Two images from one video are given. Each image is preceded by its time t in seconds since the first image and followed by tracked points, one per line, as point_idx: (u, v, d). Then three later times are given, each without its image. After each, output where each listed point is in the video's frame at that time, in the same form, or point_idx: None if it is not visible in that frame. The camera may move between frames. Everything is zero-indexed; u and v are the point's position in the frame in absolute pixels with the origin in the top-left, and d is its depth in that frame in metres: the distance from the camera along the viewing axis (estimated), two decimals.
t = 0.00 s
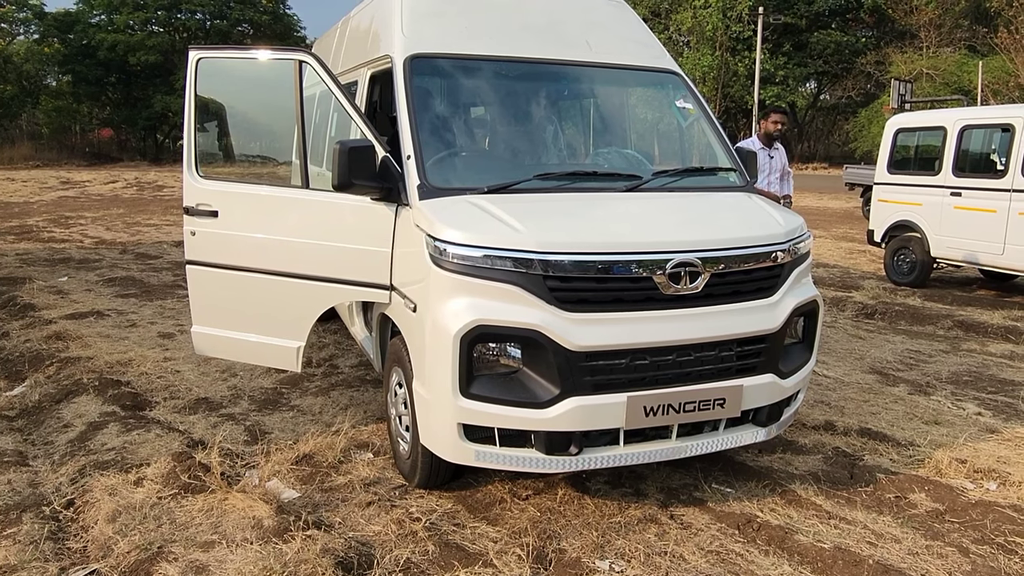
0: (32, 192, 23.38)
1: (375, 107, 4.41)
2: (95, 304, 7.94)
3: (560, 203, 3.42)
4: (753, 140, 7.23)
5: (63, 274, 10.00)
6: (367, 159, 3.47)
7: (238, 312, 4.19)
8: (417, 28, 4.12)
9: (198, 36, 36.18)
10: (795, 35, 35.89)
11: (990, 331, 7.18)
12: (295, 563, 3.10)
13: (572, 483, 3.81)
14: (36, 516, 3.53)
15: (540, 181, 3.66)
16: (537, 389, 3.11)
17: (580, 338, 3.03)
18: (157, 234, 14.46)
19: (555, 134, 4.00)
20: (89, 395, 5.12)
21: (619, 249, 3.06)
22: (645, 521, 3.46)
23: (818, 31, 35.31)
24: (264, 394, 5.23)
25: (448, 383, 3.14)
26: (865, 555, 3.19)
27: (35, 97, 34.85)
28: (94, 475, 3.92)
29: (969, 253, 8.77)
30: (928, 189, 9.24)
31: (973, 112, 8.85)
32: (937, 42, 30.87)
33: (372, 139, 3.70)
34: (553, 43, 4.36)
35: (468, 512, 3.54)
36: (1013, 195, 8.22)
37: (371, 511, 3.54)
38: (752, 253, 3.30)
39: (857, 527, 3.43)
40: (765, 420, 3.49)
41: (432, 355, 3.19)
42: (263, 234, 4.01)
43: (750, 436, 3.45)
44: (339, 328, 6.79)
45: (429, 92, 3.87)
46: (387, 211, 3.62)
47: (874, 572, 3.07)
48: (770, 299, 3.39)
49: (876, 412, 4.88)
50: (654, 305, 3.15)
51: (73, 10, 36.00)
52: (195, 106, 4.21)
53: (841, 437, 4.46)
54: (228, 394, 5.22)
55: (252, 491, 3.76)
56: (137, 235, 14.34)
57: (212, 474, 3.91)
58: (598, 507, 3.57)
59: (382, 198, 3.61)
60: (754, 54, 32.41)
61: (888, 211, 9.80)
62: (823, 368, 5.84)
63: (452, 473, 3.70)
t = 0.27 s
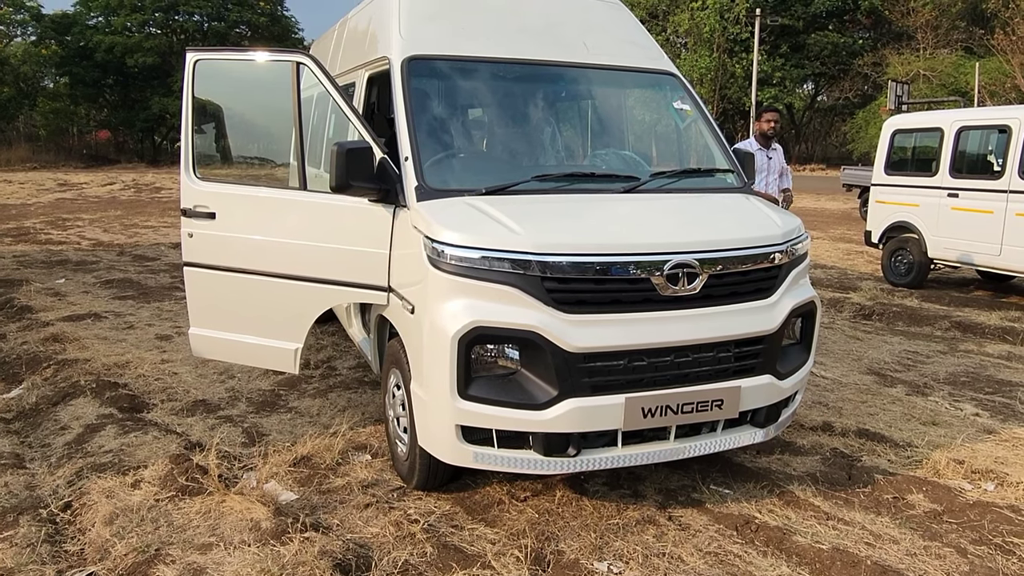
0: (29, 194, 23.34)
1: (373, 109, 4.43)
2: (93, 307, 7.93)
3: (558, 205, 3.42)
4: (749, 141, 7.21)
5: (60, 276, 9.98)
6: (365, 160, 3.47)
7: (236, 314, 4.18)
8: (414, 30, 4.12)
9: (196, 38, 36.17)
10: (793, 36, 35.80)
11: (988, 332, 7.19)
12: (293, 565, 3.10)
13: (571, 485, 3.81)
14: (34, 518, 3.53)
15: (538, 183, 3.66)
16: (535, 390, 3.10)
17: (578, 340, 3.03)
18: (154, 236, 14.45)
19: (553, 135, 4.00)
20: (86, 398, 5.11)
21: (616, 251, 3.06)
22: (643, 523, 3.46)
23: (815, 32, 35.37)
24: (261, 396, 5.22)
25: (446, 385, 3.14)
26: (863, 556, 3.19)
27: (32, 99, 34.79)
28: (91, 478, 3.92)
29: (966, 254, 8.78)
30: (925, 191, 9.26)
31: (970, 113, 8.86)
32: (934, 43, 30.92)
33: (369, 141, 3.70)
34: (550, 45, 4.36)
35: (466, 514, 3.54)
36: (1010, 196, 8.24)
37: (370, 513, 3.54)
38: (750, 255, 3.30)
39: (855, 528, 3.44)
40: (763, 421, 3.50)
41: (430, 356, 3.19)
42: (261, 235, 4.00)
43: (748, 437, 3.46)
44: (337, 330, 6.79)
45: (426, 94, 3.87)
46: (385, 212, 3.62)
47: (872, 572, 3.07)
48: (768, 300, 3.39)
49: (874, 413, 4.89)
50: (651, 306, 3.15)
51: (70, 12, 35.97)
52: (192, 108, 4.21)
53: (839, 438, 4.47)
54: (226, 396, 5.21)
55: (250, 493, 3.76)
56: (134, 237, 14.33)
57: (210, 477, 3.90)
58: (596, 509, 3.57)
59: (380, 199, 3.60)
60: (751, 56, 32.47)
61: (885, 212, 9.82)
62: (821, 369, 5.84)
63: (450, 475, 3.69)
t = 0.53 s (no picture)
0: (27, 194, 23.30)
1: (373, 109, 4.43)
2: (91, 307, 7.93)
3: (557, 205, 3.42)
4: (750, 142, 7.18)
5: (58, 276, 9.98)
6: (365, 161, 3.47)
7: (235, 315, 4.18)
8: (414, 30, 4.12)
9: (195, 38, 36.16)
10: (793, 36, 35.54)
11: (986, 332, 7.20)
12: (292, 565, 3.10)
13: (570, 485, 3.81)
14: (32, 519, 3.53)
15: (537, 184, 3.66)
16: (534, 391, 3.11)
17: (577, 340, 3.03)
18: (154, 236, 14.44)
19: (552, 136, 4.00)
20: (84, 398, 5.10)
21: (616, 251, 3.06)
22: (642, 523, 3.46)
23: (814, 33, 35.40)
24: (260, 396, 5.22)
25: (445, 385, 3.14)
26: (861, 556, 3.20)
27: (31, 99, 34.75)
28: (90, 478, 3.91)
29: (964, 255, 8.79)
30: (924, 191, 9.26)
31: (968, 114, 8.87)
32: (933, 44, 30.95)
33: (369, 141, 3.70)
34: (550, 46, 4.36)
35: (465, 514, 3.54)
36: (1008, 197, 8.25)
37: (369, 513, 3.54)
38: (748, 255, 3.30)
39: (853, 528, 3.44)
40: (762, 421, 3.50)
41: (430, 357, 3.19)
42: (261, 236, 4.00)
43: (747, 437, 3.46)
44: (336, 330, 6.79)
45: (426, 94, 3.87)
46: (385, 213, 3.62)
47: (871, 572, 3.08)
48: (767, 300, 3.40)
49: (872, 414, 4.89)
50: (651, 307, 3.15)
51: (69, 13, 35.95)
52: (192, 108, 4.21)
53: (838, 438, 4.47)
54: (225, 396, 5.21)
55: (249, 494, 3.76)
56: (134, 237, 14.33)
57: (209, 477, 3.90)
58: (595, 509, 3.57)
59: (379, 200, 3.61)
60: (750, 56, 32.49)
61: (884, 213, 9.83)
62: (820, 369, 5.85)
63: (449, 475, 3.69)
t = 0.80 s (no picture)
0: (25, 195, 23.27)
1: (372, 110, 4.42)
2: (90, 308, 7.92)
3: (556, 206, 3.42)
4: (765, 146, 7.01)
5: (57, 277, 9.97)
6: (364, 161, 3.46)
7: (234, 315, 4.18)
8: (413, 31, 4.12)
9: (194, 39, 36.17)
10: (790, 37, 35.93)
11: (985, 333, 7.20)
12: (291, 566, 3.10)
13: (569, 486, 3.81)
14: (30, 521, 3.52)
15: (536, 184, 3.66)
16: (533, 391, 3.10)
17: (576, 340, 3.03)
18: (153, 237, 14.44)
19: (551, 136, 4.00)
20: (83, 399, 5.10)
21: (615, 251, 3.06)
22: (642, 524, 3.46)
23: (812, 34, 35.43)
24: (259, 397, 5.22)
25: (444, 386, 3.13)
26: (860, 557, 3.19)
27: (30, 100, 34.73)
28: (88, 479, 3.91)
29: (963, 255, 8.80)
30: (923, 192, 9.27)
31: (967, 114, 8.87)
32: (931, 44, 30.96)
33: (367, 142, 3.70)
34: (548, 46, 4.36)
35: (464, 515, 3.54)
36: (1007, 197, 8.26)
37: (368, 514, 3.54)
38: (748, 255, 3.30)
39: (853, 529, 3.44)
40: (761, 422, 3.50)
41: (429, 357, 3.18)
42: (259, 237, 4.00)
43: (746, 438, 3.46)
44: (335, 331, 6.79)
45: (425, 95, 3.87)
46: (383, 213, 3.62)
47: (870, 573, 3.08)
48: (766, 300, 3.40)
49: (871, 414, 4.89)
50: (650, 307, 3.15)
51: (68, 14, 35.93)
52: (190, 109, 4.21)
53: (837, 439, 4.47)
54: (224, 397, 5.21)
55: (248, 495, 3.75)
56: (132, 238, 14.32)
57: (207, 478, 3.90)
58: (595, 510, 3.57)
59: (378, 200, 3.60)
60: (749, 57, 32.51)
61: (882, 213, 9.83)
62: (819, 369, 5.85)
63: (448, 476, 3.69)
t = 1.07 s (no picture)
0: (24, 197, 23.26)
1: (369, 111, 4.39)
2: (89, 310, 7.91)
3: (554, 207, 3.42)
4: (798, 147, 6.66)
5: (55, 279, 9.95)
6: (362, 163, 3.46)
7: (232, 317, 4.17)
8: (411, 32, 4.12)
9: (193, 40, 36.17)
10: (788, 38, 36.00)
11: (984, 333, 7.20)
12: (289, 569, 3.09)
13: (567, 487, 3.80)
14: (28, 523, 3.51)
15: (534, 186, 3.66)
16: (531, 393, 3.10)
17: (574, 342, 3.02)
18: (151, 239, 14.43)
19: (549, 137, 4.00)
20: (81, 401, 5.09)
21: (613, 253, 3.06)
22: (640, 525, 3.45)
23: (811, 35, 35.47)
24: (258, 399, 5.21)
25: (442, 388, 3.13)
26: (859, 558, 3.19)
27: (28, 101, 34.71)
28: (86, 481, 3.90)
29: (962, 256, 8.80)
30: (921, 193, 9.27)
31: (966, 115, 8.88)
32: (930, 45, 31.01)
33: (365, 144, 3.69)
34: (546, 47, 4.36)
35: (462, 517, 3.53)
36: (1005, 198, 8.26)
37: (366, 516, 3.53)
38: (745, 257, 3.30)
39: (851, 530, 3.43)
40: (760, 423, 3.49)
41: (426, 359, 3.18)
42: (257, 238, 3.99)
43: (744, 439, 3.45)
44: (333, 332, 6.78)
45: (423, 97, 3.87)
46: (381, 215, 3.62)
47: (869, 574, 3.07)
48: (764, 302, 3.40)
49: (870, 415, 4.89)
50: (648, 308, 3.15)
51: (67, 15, 35.92)
52: (188, 111, 4.20)
53: (835, 440, 4.47)
54: (222, 399, 5.20)
55: (246, 497, 3.75)
56: (131, 240, 14.30)
57: (205, 480, 3.89)
58: (593, 511, 3.57)
59: (376, 202, 3.60)
60: (748, 58, 32.53)
61: (881, 214, 9.84)
62: (818, 371, 5.84)
63: (446, 478, 3.69)
